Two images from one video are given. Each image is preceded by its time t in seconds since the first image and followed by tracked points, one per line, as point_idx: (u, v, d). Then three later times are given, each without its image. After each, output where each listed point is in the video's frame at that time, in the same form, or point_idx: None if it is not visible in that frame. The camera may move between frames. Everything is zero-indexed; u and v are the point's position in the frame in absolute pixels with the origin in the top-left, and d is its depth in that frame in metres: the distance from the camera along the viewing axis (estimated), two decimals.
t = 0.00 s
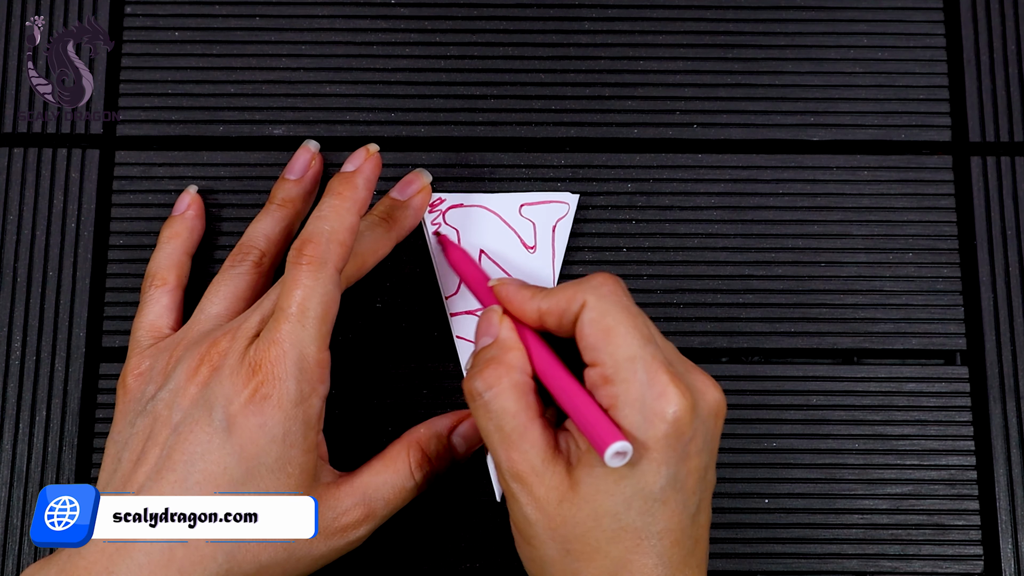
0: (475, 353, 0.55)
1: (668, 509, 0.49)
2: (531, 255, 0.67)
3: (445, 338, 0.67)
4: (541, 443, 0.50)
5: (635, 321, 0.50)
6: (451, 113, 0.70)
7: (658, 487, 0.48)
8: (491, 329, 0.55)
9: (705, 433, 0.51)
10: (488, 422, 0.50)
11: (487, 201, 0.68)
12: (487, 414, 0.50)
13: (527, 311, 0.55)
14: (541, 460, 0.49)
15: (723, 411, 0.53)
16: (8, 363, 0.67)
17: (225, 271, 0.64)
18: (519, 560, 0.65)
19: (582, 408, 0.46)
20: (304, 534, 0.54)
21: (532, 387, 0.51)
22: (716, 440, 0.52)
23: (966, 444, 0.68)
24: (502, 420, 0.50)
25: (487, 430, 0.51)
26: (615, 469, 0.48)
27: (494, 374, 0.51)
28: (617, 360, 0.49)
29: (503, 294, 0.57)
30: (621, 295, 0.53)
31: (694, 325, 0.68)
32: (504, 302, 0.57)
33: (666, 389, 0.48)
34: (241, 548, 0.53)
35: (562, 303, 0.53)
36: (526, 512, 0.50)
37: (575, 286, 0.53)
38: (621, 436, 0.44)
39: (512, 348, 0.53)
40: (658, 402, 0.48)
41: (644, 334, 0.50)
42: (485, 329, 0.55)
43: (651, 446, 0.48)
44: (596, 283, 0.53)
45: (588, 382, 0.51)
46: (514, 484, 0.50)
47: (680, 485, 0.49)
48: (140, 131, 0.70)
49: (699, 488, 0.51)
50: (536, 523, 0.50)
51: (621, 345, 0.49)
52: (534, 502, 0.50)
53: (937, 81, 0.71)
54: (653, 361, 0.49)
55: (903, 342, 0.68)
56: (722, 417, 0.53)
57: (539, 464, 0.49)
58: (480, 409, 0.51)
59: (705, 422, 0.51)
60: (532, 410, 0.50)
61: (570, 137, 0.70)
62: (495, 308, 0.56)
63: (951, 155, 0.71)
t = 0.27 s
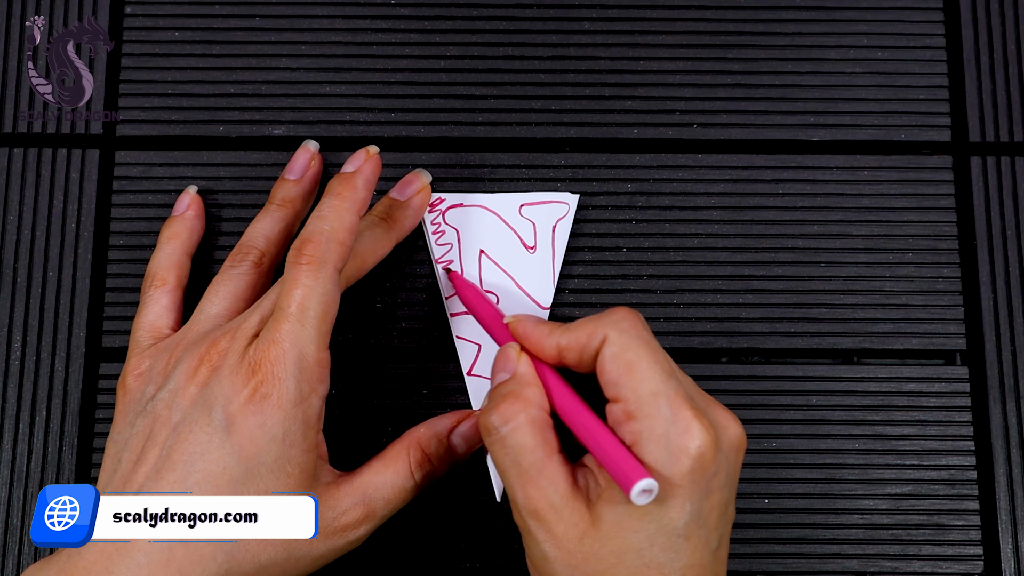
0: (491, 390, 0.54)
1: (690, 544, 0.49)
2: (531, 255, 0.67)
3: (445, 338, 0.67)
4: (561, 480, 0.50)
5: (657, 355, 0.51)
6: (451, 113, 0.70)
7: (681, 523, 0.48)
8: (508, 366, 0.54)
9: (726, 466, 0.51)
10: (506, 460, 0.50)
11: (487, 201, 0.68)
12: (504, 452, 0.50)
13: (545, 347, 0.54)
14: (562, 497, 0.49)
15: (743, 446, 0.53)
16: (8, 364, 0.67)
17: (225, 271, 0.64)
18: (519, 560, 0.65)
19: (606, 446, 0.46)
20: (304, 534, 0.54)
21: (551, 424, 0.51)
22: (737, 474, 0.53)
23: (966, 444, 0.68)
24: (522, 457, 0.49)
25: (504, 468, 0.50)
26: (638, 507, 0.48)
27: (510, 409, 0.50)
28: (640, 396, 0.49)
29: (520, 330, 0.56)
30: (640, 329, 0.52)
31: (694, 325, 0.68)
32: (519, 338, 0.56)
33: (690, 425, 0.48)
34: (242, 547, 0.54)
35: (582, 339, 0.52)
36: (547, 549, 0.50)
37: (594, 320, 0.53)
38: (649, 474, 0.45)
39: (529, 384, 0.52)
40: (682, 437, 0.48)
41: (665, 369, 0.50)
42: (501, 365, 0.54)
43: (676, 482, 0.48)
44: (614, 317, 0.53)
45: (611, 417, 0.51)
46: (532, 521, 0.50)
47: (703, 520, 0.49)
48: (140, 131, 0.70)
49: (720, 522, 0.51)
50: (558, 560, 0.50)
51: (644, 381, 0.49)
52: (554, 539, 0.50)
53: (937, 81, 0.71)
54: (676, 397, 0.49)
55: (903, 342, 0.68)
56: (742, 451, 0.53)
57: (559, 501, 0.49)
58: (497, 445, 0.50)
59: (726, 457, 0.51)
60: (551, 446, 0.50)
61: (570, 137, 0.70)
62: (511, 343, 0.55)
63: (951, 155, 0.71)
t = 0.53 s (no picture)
0: (560, 320, 0.54)
1: (754, 486, 0.50)
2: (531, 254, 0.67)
3: (445, 338, 0.67)
4: (630, 411, 0.49)
5: (737, 298, 0.52)
6: (451, 113, 0.70)
7: (749, 463, 0.49)
8: (578, 297, 0.54)
9: (793, 415, 0.52)
10: (576, 389, 0.50)
11: (487, 201, 0.68)
12: (576, 380, 0.50)
13: (619, 282, 0.57)
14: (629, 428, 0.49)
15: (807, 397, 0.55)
16: (8, 363, 0.67)
17: (225, 270, 0.64)
18: (519, 560, 0.65)
19: (680, 377, 0.47)
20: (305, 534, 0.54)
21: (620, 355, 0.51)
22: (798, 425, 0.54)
23: (966, 444, 0.67)
24: (590, 386, 0.49)
25: (573, 396, 0.50)
26: (709, 440, 0.49)
27: (584, 339, 0.50)
28: (720, 333, 0.50)
29: (592, 264, 0.58)
30: (719, 272, 0.54)
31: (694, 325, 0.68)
32: (592, 273, 0.58)
33: (766, 365, 0.49)
34: (243, 547, 0.54)
35: (660, 275, 0.54)
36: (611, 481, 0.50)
37: (673, 259, 0.54)
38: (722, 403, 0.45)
39: (602, 315, 0.52)
40: (757, 379, 0.49)
41: (743, 312, 0.52)
42: (571, 297, 0.54)
43: (749, 420, 0.49)
44: (693, 258, 0.54)
45: (684, 353, 0.52)
46: (598, 451, 0.50)
47: (767, 464, 0.51)
48: (140, 130, 0.70)
49: (780, 468, 0.52)
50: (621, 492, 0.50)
51: (724, 321, 0.50)
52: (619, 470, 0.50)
53: (937, 81, 0.71)
54: (755, 339, 0.50)
55: (903, 342, 0.68)
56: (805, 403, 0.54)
57: (627, 432, 0.49)
58: (567, 375, 0.50)
59: (793, 407, 0.52)
60: (620, 377, 0.50)
61: (570, 137, 0.70)
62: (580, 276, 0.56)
63: (951, 155, 0.71)
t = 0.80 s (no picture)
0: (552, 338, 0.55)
1: (745, 501, 0.50)
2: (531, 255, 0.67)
3: (445, 338, 0.67)
4: (620, 427, 0.50)
5: (725, 313, 0.51)
6: (451, 113, 0.70)
7: (738, 478, 0.49)
8: (570, 314, 0.55)
9: (785, 431, 0.52)
10: (566, 406, 0.51)
11: (487, 201, 0.68)
12: (564, 398, 0.51)
13: (609, 297, 0.56)
14: (619, 446, 0.50)
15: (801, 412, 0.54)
16: (8, 363, 0.67)
17: (225, 271, 0.64)
18: (519, 560, 0.65)
19: (667, 397, 0.46)
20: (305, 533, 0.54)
21: (610, 372, 0.51)
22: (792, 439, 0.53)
23: (966, 444, 0.67)
24: (580, 403, 0.50)
25: (563, 414, 0.51)
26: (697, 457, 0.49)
27: (572, 356, 0.51)
28: (708, 349, 0.50)
29: (586, 280, 0.57)
30: (708, 287, 0.53)
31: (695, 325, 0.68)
32: (585, 288, 0.57)
33: (753, 381, 0.49)
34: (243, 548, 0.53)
35: (649, 291, 0.53)
36: (602, 498, 0.50)
37: (663, 275, 0.54)
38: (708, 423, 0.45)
39: (592, 333, 0.53)
40: (746, 394, 0.48)
41: (732, 327, 0.51)
42: (563, 314, 0.55)
43: (736, 437, 0.48)
44: (683, 274, 0.54)
45: (674, 370, 0.52)
46: (588, 467, 0.50)
47: (758, 479, 0.50)
48: (140, 131, 0.70)
49: (773, 484, 0.52)
50: (611, 510, 0.50)
51: (712, 336, 0.50)
52: (609, 487, 0.50)
53: (937, 81, 0.71)
54: (743, 354, 0.50)
55: (903, 342, 0.68)
56: (800, 418, 0.53)
57: (616, 447, 0.50)
58: (557, 392, 0.51)
59: (785, 420, 0.52)
60: (610, 395, 0.50)
61: (571, 137, 0.70)
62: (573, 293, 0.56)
63: (951, 155, 0.71)
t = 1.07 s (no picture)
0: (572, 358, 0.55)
1: (762, 525, 0.50)
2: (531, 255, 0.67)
3: (445, 338, 0.67)
4: (637, 447, 0.50)
5: (747, 336, 0.51)
6: (451, 113, 0.70)
7: (757, 502, 0.49)
8: (591, 334, 0.55)
9: (804, 454, 0.52)
10: (580, 424, 0.51)
11: (487, 201, 0.68)
12: (579, 416, 0.50)
13: (631, 318, 0.55)
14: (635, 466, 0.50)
15: (819, 436, 0.54)
16: (8, 363, 0.67)
17: (225, 271, 0.64)
18: (519, 560, 0.65)
19: (687, 417, 0.46)
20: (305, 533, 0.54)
21: (626, 391, 0.51)
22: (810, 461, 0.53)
23: (966, 444, 0.67)
24: (594, 422, 0.50)
25: (578, 432, 0.51)
26: (716, 480, 0.49)
27: (587, 374, 0.51)
28: (729, 372, 0.49)
29: (605, 300, 0.56)
30: (731, 310, 0.53)
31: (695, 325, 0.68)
32: (606, 310, 0.56)
33: (775, 406, 0.49)
34: (243, 548, 0.54)
35: (671, 313, 0.53)
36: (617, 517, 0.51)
37: (685, 298, 0.53)
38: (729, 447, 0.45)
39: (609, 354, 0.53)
40: (769, 418, 0.48)
41: (754, 349, 0.51)
42: (585, 334, 0.55)
43: (757, 461, 0.48)
44: (706, 296, 0.54)
45: (695, 390, 0.52)
46: (603, 485, 0.50)
47: (776, 503, 0.50)
48: (140, 131, 0.70)
49: (790, 507, 0.52)
50: (626, 529, 0.51)
51: (734, 358, 0.50)
52: (622, 506, 0.50)
53: (937, 81, 0.71)
54: (765, 378, 0.50)
55: (903, 342, 0.68)
56: (818, 442, 0.54)
57: (632, 467, 0.50)
58: (571, 409, 0.51)
59: (804, 445, 0.52)
60: (626, 414, 0.50)
61: (570, 137, 0.70)
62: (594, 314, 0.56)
63: (951, 155, 0.71)
